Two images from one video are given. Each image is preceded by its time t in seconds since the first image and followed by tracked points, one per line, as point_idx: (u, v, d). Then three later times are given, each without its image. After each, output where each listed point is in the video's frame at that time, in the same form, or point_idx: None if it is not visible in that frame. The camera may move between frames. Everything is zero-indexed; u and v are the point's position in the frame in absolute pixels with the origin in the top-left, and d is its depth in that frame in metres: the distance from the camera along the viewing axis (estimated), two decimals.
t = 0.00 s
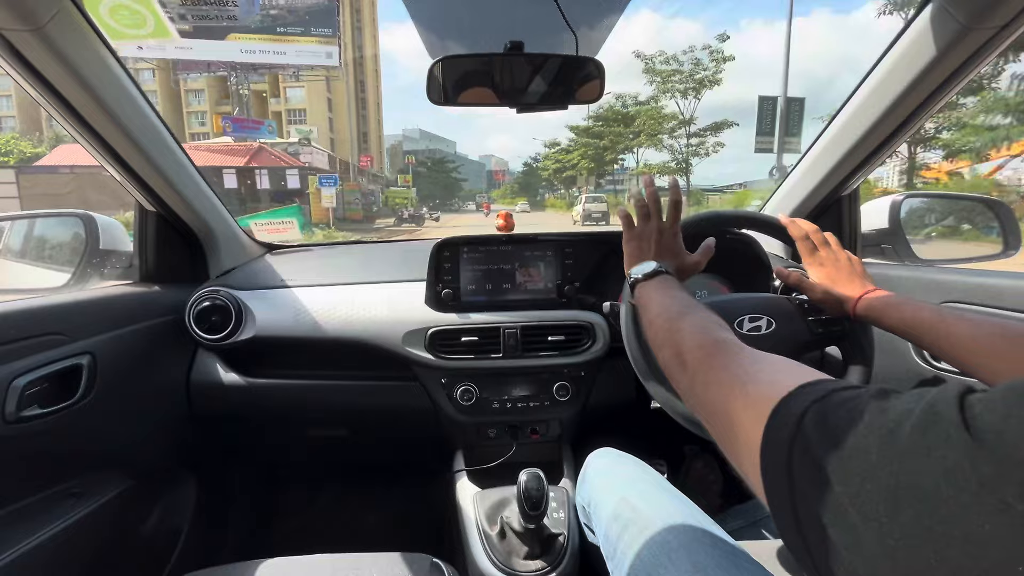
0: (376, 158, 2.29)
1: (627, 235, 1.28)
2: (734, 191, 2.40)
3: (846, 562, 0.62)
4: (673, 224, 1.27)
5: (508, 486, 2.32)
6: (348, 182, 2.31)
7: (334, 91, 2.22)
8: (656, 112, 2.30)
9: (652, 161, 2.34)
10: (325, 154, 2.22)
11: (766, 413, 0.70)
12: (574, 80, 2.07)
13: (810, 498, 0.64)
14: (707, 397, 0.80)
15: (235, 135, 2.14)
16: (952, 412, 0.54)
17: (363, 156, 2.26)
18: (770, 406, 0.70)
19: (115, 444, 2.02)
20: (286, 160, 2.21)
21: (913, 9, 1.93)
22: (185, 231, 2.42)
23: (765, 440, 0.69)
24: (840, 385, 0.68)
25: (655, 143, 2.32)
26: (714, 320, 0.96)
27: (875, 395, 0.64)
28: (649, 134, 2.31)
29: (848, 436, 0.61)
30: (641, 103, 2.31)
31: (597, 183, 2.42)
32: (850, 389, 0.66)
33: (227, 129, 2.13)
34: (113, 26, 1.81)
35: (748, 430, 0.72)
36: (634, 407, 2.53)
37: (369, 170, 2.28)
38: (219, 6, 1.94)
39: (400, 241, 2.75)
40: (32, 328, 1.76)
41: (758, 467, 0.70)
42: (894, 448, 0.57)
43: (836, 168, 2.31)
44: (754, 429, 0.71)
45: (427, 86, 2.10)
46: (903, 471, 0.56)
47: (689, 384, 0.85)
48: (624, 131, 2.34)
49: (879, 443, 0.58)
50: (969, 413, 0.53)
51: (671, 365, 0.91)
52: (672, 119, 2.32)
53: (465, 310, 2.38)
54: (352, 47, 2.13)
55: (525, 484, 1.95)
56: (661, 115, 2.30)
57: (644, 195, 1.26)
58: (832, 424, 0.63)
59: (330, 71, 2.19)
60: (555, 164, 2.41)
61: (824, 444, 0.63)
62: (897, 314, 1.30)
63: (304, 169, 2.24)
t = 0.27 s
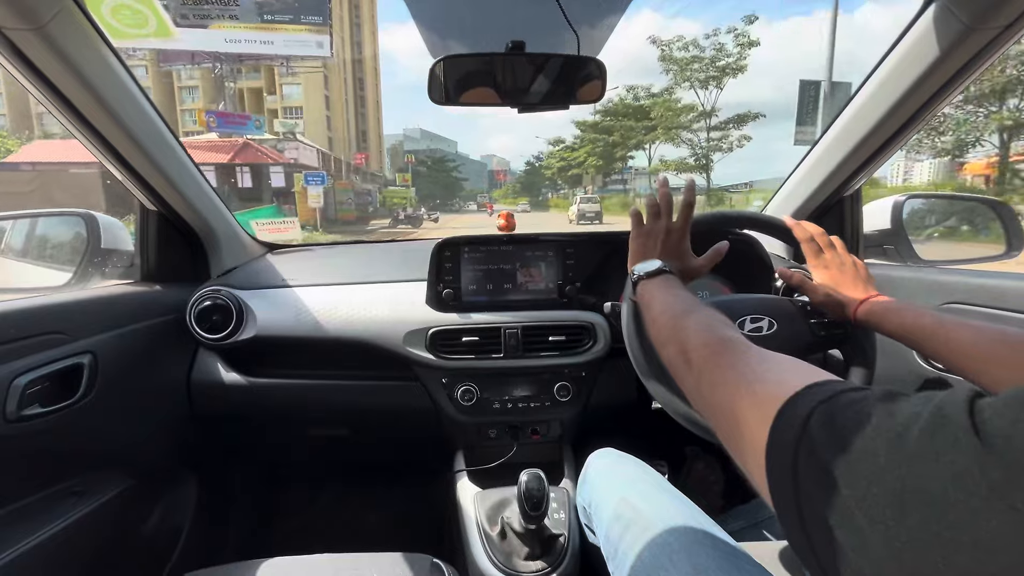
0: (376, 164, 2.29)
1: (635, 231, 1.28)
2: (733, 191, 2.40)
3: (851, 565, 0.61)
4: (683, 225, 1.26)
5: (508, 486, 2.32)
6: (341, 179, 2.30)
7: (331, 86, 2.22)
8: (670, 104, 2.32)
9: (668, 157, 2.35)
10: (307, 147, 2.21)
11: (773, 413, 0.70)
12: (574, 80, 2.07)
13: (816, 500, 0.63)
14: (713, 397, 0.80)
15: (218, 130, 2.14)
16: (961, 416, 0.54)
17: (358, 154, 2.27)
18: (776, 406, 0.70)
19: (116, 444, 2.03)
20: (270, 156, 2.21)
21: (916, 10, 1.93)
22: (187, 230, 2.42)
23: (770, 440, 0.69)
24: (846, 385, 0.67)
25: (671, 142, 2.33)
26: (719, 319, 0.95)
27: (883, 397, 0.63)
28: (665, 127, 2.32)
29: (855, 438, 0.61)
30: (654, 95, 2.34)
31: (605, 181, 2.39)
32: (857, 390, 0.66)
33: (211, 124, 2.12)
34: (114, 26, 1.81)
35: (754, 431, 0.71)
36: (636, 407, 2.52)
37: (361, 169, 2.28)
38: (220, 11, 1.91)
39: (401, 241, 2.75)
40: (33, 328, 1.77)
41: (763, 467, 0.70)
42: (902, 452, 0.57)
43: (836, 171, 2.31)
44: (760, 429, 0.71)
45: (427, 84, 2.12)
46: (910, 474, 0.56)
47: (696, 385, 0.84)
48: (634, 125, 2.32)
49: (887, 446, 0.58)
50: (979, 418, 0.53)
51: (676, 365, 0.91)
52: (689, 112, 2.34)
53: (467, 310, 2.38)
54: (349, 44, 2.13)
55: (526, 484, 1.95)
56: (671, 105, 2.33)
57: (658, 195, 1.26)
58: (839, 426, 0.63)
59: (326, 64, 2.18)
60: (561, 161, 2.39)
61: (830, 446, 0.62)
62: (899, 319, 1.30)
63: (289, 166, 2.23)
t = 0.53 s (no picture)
0: (374, 165, 2.27)
1: (634, 230, 1.28)
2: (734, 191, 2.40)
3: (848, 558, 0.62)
4: (681, 224, 1.27)
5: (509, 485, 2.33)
6: (333, 177, 2.30)
7: (327, 83, 2.18)
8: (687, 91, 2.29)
9: (689, 153, 2.37)
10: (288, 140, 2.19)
11: (771, 409, 0.70)
12: (575, 80, 2.08)
13: (813, 495, 0.64)
14: (713, 395, 0.80)
15: (198, 125, 2.11)
16: (956, 409, 0.55)
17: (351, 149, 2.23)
18: (774, 403, 0.70)
19: (117, 442, 2.03)
20: (253, 151, 2.20)
21: (917, 10, 1.93)
22: (188, 229, 2.42)
23: (768, 437, 0.69)
24: (843, 382, 0.68)
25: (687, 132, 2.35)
26: (719, 317, 0.96)
27: (880, 393, 0.64)
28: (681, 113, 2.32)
29: (851, 432, 0.61)
30: (668, 85, 2.30)
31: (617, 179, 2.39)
32: (853, 386, 0.66)
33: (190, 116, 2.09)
34: (117, 25, 1.80)
35: (753, 427, 0.72)
36: (636, 406, 2.53)
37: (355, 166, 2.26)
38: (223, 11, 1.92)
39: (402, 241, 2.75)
40: (35, 325, 1.77)
41: (762, 463, 0.70)
42: (898, 445, 0.57)
43: (836, 171, 2.33)
44: (758, 426, 0.71)
45: (429, 84, 2.13)
46: (905, 467, 0.56)
47: (695, 383, 0.85)
48: (648, 117, 2.33)
49: (883, 440, 0.58)
50: (974, 411, 0.54)
51: (677, 363, 0.91)
52: (710, 102, 2.31)
53: (468, 309, 2.39)
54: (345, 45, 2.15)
55: (526, 483, 1.95)
56: (690, 95, 2.29)
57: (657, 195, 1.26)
58: (836, 421, 0.63)
59: (322, 58, 2.13)
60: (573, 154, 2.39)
61: (827, 441, 0.63)
62: (899, 320, 1.30)
63: (271, 162, 2.22)
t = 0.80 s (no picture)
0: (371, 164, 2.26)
1: (628, 231, 1.28)
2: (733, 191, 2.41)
3: (853, 556, 0.61)
4: (675, 219, 1.27)
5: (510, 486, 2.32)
6: (321, 176, 2.30)
7: (322, 80, 2.14)
8: (708, 80, 2.27)
9: (711, 146, 2.36)
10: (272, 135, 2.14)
11: (773, 407, 0.70)
12: (576, 80, 2.07)
13: (817, 493, 0.63)
14: (715, 395, 0.80)
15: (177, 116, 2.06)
16: (963, 405, 0.54)
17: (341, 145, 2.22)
18: (777, 402, 0.70)
19: (117, 443, 2.02)
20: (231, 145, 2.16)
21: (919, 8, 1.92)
22: (188, 231, 2.42)
23: (771, 436, 0.69)
24: (846, 380, 0.67)
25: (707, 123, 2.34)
26: (720, 316, 0.95)
27: (884, 389, 0.63)
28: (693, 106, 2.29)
29: (855, 430, 0.61)
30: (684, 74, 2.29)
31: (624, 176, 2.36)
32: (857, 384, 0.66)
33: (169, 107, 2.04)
34: (116, 25, 1.81)
35: (755, 427, 0.71)
36: (637, 406, 2.52)
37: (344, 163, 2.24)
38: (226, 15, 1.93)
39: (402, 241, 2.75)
40: (35, 326, 1.77)
41: (765, 463, 0.70)
42: (903, 441, 0.57)
43: (836, 171, 2.32)
44: (761, 425, 0.71)
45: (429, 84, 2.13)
46: (911, 463, 0.56)
47: (697, 383, 0.84)
48: (661, 110, 2.27)
49: (887, 437, 0.58)
50: (980, 405, 0.53)
51: (678, 363, 0.91)
52: (740, 88, 2.27)
53: (469, 309, 2.38)
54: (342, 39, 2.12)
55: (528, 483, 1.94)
56: (714, 82, 2.27)
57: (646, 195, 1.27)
58: (840, 419, 0.62)
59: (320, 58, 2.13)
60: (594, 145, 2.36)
61: (831, 439, 0.62)
62: (902, 321, 1.29)
63: (247, 157, 2.18)
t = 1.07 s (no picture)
0: (368, 163, 2.30)
1: (640, 230, 1.26)
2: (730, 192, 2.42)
3: (852, 555, 0.61)
4: (689, 227, 1.27)
5: (510, 485, 2.32)
6: (307, 174, 2.30)
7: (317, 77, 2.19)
8: (733, 65, 2.28)
9: (738, 139, 2.41)
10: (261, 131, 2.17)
11: (772, 406, 0.70)
12: (576, 80, 2.07)
13: (815, 492, 0.63)
14: (712, 395, 0.80)
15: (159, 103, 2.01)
16: (965, 405, 0.55)
17: (330, 141, 2.23)
18: (774, 402, 0.70)
19: (118, 443, 2.03)
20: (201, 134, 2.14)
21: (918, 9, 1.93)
22: (188, 230, 2.42)
23: (769, 435, 0.69)
24: (844, 379, 0.67)
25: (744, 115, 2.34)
26: (718, 317, 0.96)
27: (884, 389, 0.63)
28: (713, 99, 2.31)
29: (855, 428, 0.61)
30: (701, 62, 2.30)
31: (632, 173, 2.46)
32: (856, 383, 0.66)
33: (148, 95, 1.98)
34: (119, 26, 1.81)
35: (753, 425, 0.71)
36: (637, 406, 2.53)
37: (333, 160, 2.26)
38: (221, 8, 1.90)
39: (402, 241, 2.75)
40: (36, 326, 1.77)
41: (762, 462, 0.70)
42: (903, 440, 0.57)
43: (835, 173, 2.33)
44: (758, 424, 0.71)
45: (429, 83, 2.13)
46: (911, 463, 0.56)
47: (694, 383, 0.85)
48: (677, 102, 2.32)
49: (888, 435, 0.58)
50: (982, 406, 0.53)
51: (676, 363, 0.91)
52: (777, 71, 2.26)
53: (469, 309, 2.38)
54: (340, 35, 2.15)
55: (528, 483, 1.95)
56: (747, 67, 2.27)
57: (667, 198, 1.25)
58: (839, 417, 0.63)
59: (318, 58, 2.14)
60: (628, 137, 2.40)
61: (830, 438, 0.62)
62: (902, 320, 1.29)
63: (218, 149, 2.18)
